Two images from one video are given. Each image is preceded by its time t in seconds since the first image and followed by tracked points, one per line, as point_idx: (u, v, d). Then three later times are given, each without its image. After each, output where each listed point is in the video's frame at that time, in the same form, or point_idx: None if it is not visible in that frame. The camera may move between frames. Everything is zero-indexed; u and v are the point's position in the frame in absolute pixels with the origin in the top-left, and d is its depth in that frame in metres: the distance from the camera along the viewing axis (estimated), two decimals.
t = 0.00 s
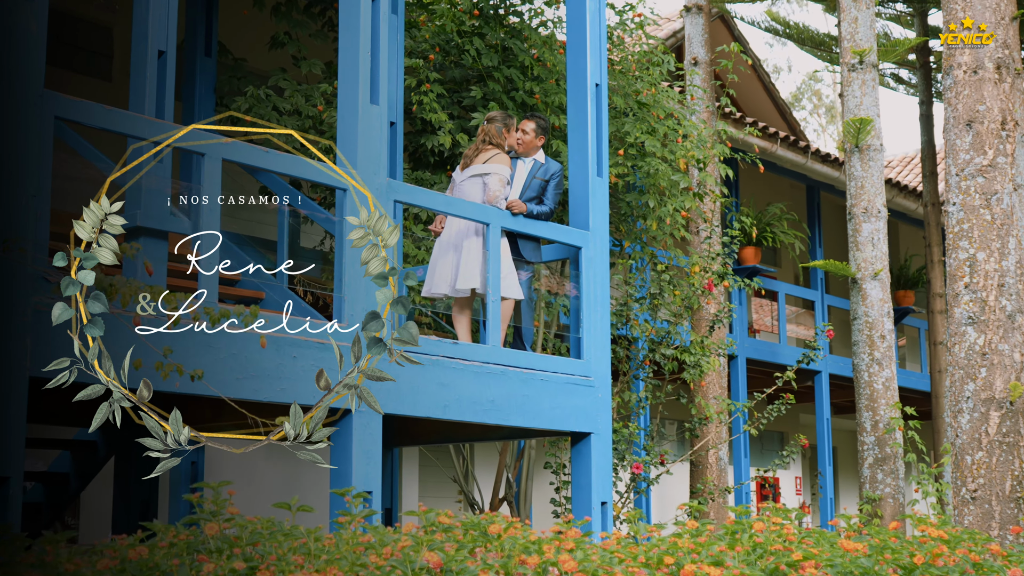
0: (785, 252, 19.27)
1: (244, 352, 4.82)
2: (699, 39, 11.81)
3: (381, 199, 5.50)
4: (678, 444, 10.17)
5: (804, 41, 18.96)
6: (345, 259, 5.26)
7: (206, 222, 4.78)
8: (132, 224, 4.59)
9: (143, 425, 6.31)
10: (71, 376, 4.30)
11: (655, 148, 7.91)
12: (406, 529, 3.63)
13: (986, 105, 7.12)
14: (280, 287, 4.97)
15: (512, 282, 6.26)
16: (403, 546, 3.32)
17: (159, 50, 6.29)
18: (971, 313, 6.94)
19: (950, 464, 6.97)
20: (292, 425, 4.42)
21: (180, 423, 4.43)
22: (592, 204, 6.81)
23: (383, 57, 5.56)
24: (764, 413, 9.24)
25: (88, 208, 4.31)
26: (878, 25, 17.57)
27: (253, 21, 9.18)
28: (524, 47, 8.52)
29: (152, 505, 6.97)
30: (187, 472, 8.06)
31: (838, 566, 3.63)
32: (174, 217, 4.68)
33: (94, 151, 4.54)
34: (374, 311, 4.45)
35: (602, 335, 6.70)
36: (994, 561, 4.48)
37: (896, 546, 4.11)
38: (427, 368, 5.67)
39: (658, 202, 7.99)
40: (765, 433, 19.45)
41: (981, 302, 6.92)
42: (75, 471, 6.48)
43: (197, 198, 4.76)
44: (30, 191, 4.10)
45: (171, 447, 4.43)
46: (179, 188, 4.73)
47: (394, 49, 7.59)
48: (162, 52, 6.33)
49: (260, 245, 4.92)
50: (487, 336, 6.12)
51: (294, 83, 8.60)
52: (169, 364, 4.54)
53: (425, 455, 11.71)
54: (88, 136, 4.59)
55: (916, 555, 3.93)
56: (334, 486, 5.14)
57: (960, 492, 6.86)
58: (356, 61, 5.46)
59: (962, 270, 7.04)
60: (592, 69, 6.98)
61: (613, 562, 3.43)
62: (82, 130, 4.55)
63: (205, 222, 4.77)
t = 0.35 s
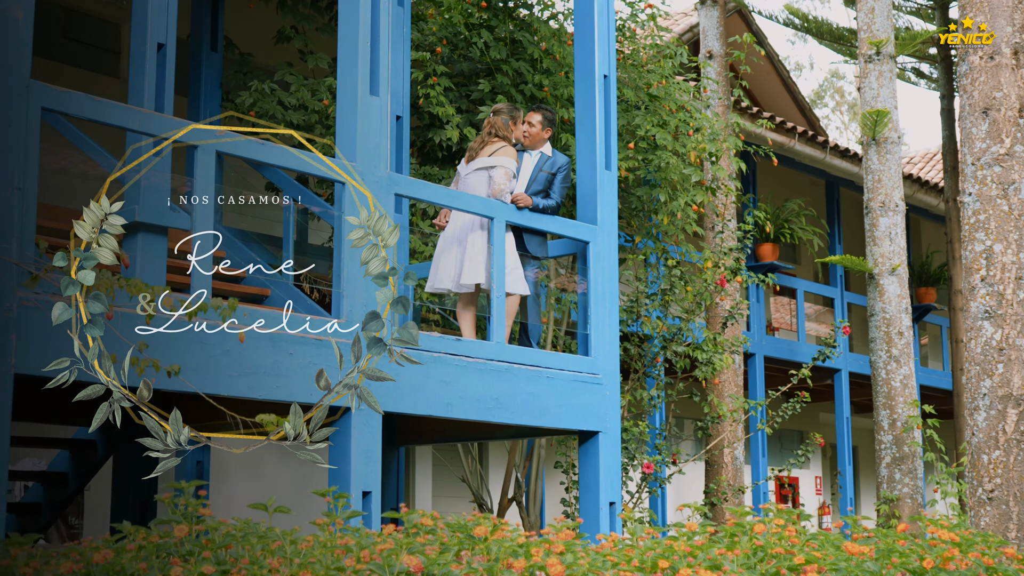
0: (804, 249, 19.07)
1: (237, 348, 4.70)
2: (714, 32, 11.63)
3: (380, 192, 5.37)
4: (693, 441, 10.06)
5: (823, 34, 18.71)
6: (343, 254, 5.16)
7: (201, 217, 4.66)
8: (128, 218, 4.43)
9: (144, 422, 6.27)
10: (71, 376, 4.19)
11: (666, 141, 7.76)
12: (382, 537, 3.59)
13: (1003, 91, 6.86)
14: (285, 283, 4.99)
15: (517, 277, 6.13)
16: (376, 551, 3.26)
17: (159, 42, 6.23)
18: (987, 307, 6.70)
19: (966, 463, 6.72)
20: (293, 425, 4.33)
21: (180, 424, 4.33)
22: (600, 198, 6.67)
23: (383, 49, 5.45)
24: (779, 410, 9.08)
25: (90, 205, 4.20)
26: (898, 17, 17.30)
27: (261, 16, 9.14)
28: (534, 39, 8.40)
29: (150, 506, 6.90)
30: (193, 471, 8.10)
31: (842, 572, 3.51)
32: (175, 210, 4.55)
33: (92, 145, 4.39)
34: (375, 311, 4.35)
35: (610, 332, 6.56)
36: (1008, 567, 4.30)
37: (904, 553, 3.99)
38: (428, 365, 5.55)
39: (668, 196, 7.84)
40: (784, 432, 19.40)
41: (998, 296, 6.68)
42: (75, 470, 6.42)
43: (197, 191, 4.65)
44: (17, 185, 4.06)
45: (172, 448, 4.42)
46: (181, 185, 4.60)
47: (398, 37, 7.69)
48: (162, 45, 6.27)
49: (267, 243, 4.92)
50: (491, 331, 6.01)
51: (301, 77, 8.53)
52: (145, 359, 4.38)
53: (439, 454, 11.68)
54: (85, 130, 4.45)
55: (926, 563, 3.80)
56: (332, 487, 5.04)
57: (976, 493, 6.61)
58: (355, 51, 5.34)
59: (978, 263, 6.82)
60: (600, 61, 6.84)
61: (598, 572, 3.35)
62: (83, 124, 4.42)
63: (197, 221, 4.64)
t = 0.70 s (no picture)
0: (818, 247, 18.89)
1: (226, 345, 4.61)
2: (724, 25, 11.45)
3: (374, 185, 5.25)
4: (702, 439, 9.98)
5: (838, 29, 18.49)
6: (337, 249, 5.05)
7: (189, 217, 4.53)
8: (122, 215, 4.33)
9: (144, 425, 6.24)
10: (70, 376, 4.19)
11: (671, 135, 7.63)
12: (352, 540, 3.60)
13: (1010, 77, 6.74)
14: (288, 281, 4.97)
15: (516, 273, 6.02)
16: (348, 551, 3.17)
17: (155, 35, 6.15)
18: (994, 300, 6.59)
19: (972, 460, 6.63)
20: (290, 425, 4.83)
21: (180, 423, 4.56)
22: (602, 192, 6.55)
23: (378, 39, 5.34)
24: (787, 409, 8.96)
25: (91, 205, 4.25)
26: (914, 12, 17.08)
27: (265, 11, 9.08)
28: (538, 32, 8.29)
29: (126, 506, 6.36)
30: (196, 472, 8.31)
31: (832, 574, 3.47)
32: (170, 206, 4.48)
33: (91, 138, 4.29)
34: (374, 312, 5.06)
35: (613, 329, 6.44)
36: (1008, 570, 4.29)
37: (897, 553, 3.96)
38: (425, 363, 5.43)
39: (674, 191, 7.71)
40: (800, 432, 19.33)
41: (1005, 289, 6.57)
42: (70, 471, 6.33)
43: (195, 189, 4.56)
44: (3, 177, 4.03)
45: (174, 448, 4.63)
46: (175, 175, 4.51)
47: (399, 27, 7.70)
48: (157, 37, 6.19)
49: (271, 241, 4.87)
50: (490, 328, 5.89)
51: (304, 72, 8.46)
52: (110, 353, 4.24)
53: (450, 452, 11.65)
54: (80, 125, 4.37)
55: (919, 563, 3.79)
56: (325, 487, 4.95)
57: (983, 494, 6.50)
58: (349, 41, 5.22)
59: (984, 255, 6.71)
60: (603, 52, 6.72)
61: None
62: (79, 119, 4.31)
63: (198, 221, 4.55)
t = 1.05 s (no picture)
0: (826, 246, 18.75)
1: (202, 344, 4.49)
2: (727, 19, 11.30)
3: (356, 181, 5.13)
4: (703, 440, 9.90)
5: (846, 26, 18.30)
6: (318, 246, 4.95)
7: (164, 216, 4.49)
8: (100, 213, 4.32)
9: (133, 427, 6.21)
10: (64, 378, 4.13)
11: (667, 130, 7.50)
12: (305, 536, 3.52)
13: (1006, 69, 6.57)
14: (280, 280, 4.93)
15: (505, 270, 5.91)
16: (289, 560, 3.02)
17: (140, 29, 6.10)
18: (989, 297, 6.36)
19: (966, 462, 6.34)
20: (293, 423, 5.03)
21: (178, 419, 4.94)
22: (595, 188, 6.41)
23: (361, 31, 5.22)
24: (788, 409, 8.83)
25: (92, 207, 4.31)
26: (922, 6, 16.87)
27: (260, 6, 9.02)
28: (533, 26, 8.18)
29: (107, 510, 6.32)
30: (189, 473, 8.49)
31: None
32: (152, 203, 4.46)
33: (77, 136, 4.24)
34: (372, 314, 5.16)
35: (605, 328, 6.31)
36: None
37: (878, 559, 3.86)
38: (410, 362, 5.31)
39: (669, 187, 7.56)
40: (808, 432, 19.23)
41: (1000, 286, 6.34)
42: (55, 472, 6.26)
43: (184, 192, 4.54)
44: None
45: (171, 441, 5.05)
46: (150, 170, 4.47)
47: (388, 23, 7.61)
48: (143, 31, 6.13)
49: (261, 237, 4.89)
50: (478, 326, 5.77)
51: (297, 67, 8.39)
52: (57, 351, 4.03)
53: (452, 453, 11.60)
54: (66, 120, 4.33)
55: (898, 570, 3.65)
56: (305, 488, 4.84)
57: (977, 495, 6.20)
58: (331, 33, 5.10)
59: (979, 251, 6.50)
60: (595, 45, 6.59)
61: None
62: (65, 115, 4.26)
63: (191, 221, 4.55)
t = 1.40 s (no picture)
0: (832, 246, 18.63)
1: (175, 345, 4.31)
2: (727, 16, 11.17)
3: (337, 177, 5.00)
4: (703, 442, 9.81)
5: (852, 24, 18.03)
6: (297, 245, 4.82)
7: (140, 209, 4.30)
8: (82, 212, 4.17)
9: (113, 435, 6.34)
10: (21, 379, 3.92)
11: (660, 126, 7.39)
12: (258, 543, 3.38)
13: (999, 59, 6.35)
14: (270, 282, 4.80)
15: (493, 269, 5.79)
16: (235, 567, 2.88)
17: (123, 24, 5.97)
18: (982, 294, 6.15)
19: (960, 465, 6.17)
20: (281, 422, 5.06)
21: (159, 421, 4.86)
22: (586, 185, 6.30)
23: (343, 24, 5.07)
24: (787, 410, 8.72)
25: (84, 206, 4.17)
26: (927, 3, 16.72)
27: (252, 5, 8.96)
28: (526, 22, 8.08)
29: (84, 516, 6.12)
30: (179, 477, 8.63)
31: None
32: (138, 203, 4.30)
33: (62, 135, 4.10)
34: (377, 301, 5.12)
35: (595, 328, 6.19)
36: None
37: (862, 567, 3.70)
38: (392, 362, 5.19)
39: (663, 185, 7.45)
40: (815, 434, 19.10)
41: (994, 282, 6.14)
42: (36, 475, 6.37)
43: (175, 195, 4.47)
44: None
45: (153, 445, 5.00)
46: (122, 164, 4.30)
47: (378, 20, 7.51)
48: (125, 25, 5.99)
49: (254, 238, 4.68)
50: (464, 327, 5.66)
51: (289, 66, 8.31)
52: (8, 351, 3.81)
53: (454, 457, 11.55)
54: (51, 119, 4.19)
55: None
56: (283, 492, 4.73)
57: (971, 499, 6.03)
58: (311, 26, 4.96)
59: (971, 246, 6.27)
60: (586, 40, 6.46)
61: None
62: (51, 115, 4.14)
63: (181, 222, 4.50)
